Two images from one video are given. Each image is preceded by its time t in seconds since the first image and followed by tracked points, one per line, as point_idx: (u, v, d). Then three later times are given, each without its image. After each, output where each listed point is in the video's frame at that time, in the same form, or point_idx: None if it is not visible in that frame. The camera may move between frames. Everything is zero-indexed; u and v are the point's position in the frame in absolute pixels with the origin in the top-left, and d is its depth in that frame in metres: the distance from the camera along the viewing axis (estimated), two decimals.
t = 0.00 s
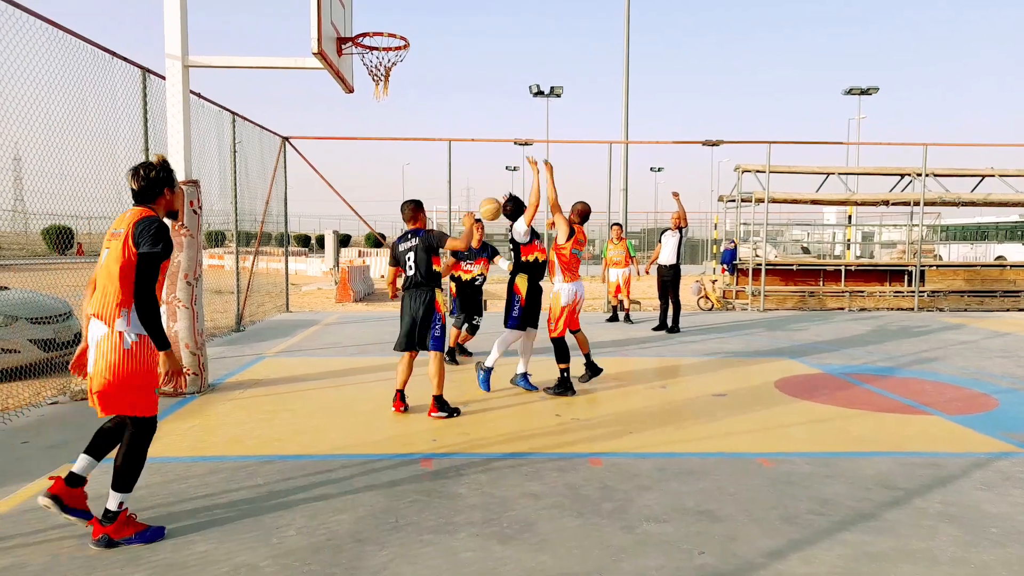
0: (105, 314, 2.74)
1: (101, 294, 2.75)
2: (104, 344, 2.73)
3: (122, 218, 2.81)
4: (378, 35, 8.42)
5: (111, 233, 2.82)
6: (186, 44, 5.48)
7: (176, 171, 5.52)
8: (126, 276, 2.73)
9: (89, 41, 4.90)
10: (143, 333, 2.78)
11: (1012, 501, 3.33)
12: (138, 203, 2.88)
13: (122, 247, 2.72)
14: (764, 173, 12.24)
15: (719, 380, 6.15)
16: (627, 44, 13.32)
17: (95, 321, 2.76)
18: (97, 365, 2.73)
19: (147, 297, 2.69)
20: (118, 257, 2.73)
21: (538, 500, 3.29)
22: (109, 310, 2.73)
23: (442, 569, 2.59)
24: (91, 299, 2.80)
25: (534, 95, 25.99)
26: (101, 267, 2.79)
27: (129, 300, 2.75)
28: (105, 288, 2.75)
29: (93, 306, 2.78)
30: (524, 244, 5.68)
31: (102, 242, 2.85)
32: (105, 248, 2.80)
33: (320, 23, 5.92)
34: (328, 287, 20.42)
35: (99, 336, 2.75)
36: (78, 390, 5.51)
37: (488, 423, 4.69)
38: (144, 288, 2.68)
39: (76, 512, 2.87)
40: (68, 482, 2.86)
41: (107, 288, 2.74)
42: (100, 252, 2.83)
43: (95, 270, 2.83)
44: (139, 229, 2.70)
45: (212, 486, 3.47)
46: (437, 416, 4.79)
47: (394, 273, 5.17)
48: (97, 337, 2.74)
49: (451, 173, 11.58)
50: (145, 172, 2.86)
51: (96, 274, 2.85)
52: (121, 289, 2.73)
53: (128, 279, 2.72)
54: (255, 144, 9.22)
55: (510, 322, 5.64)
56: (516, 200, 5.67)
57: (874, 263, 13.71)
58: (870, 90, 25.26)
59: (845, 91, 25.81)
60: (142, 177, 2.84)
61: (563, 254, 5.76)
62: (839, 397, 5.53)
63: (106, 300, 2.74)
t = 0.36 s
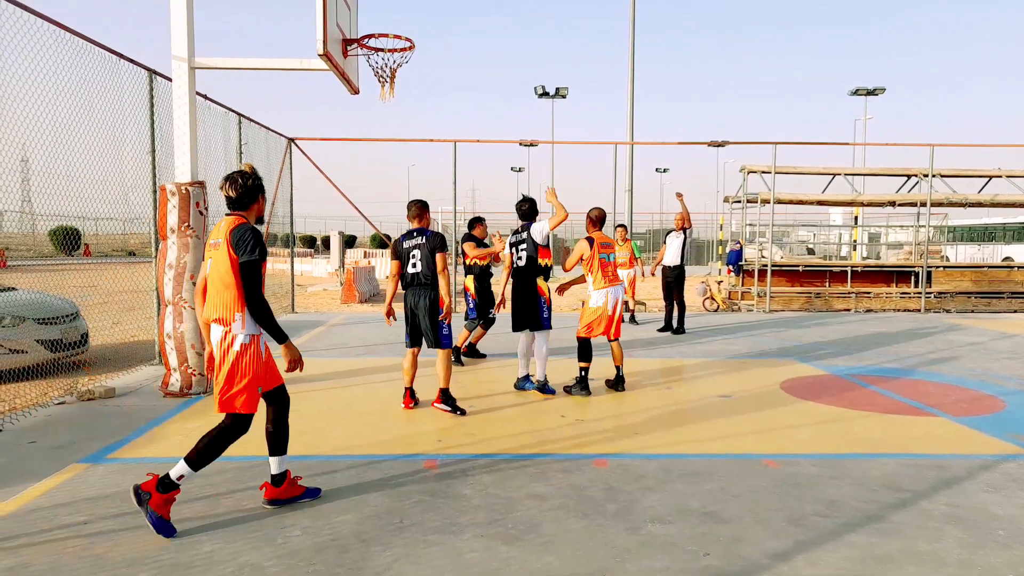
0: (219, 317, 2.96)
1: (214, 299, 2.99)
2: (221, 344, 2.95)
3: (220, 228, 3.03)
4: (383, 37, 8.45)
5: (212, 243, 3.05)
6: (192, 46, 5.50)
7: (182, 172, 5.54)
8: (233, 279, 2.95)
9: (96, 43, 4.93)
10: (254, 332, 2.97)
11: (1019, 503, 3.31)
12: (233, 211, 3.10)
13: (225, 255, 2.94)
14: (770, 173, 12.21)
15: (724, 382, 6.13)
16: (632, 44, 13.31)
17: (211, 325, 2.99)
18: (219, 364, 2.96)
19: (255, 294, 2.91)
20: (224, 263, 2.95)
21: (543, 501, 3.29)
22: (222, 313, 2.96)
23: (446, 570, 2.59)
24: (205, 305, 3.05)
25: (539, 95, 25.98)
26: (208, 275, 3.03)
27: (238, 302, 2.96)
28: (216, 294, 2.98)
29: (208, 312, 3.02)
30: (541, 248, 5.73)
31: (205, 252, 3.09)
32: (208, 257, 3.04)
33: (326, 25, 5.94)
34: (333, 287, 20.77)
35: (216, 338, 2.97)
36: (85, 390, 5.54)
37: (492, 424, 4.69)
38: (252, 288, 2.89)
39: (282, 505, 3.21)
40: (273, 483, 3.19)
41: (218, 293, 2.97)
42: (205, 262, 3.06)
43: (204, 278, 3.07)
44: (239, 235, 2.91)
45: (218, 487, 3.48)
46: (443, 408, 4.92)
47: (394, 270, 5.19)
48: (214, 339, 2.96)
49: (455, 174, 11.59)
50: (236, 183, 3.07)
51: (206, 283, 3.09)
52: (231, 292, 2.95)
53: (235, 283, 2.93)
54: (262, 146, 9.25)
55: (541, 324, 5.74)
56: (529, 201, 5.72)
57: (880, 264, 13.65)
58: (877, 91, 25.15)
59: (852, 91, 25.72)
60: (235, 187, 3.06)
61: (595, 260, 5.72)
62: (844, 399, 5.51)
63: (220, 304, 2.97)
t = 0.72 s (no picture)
0: (311, 309, 3.18)
1: (302, 291, 3.19)
2: (313, 334, 3.18)
3: (305, 223, 3.23)
4: (383, 40, 8.48)
5: (295, 237, 3.24)
6: (193, 49, 5.53)
7: (182, 174, 5.56)
8: (318, 271, 3.14)
9: (97, 46, 4.96)
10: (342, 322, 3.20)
11: (1016, 504, 3.31)
12: (315, 207, 3.30)
13: (311, 249, 3.14)
14: (770, 175, 12.23)
15: (723, 383, 6.14)
16: (632, 46, 13.32)
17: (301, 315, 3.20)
18: (312, 353, 3.18)
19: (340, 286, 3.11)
20: (311, 257, 3.15)
21: (540, 502, 3.30)
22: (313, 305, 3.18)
23: (443, 570, 2.60)
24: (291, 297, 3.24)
25: (540, 97, 26.00)
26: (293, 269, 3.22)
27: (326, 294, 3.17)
28: (304, 285, 3.18)
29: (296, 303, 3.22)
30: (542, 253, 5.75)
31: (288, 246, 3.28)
32: (292, 251, 3.22)
33: (325, 27, 5.96)
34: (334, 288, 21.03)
35: (307, 329, 3.18)
36: (85, 392, 5.56)
37: (492, 426, 4.70)
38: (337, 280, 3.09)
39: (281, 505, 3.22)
40: (272, 482, 3.22)
41: (306, 286, 3.17)
42: (288, 256, 3.25)
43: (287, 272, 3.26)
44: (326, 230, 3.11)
45: (217, 488, 3.50)
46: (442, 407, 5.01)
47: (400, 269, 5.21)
48: (305, 329, 3.18)
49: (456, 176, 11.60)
50: (321, 182, 3.29)
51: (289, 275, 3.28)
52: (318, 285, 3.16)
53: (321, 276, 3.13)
54: (263, 148, 9.28)
55: (546, 328, 5.76)
56: (530, 206, 5.76)
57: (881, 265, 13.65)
58: (878, 91, 25.15)
59: (853, 93, 25.76)
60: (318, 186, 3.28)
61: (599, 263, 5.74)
62: (843, 400, 5.52)
63: (310, 296, 3.18)
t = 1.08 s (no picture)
0: (368, 305, 3.50)
1: (363, 288, 3.52)
2: (371, 327, 3.49)
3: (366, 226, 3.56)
4: (361, 40, 8.47)
5: (359, 238, 3.58)
6: (168, 49, 5.50)
7: (157, 173, 5.52)
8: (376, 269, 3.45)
9: (70, 45, 4.92)
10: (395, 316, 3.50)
11: (972, 496, 3.43)
12: (375, 210, 3.62)
13: (372, 250, 3.46)
14: (745, 176, 12.42)
15: (696, 381, 6.24)
16: (609, 47, 13.42)
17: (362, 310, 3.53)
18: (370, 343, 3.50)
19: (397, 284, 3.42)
20: (370, 257, 3.47)
21: (512, 498, 3.35)
22: (371, 301, 3.50)
23: (414, 565, 2.64)
24: (354, 293, 3.58)
25: (519, 97, 26.04)
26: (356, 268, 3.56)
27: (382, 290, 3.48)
28: (364, 282, 3.51)
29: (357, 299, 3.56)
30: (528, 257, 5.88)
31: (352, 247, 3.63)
32: (357, 250, 3.57)
33: (302, 27, 5.95)
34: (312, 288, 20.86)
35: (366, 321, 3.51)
36: (57, 392, 5.51)
37: (467, 424, 4.75)
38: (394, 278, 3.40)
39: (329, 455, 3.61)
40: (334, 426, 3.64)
41: (366, 283, 3.50)
42: (352, 255, 3.60)
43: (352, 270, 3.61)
44: (386, 232, 3.44)
45: (189, 487, 3.50)
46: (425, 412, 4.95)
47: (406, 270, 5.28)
48: (365, 323, 3.52)
49: (435, 176, 11.61)
50: (380, 186, 3.59)
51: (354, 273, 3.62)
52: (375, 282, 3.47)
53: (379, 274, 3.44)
54: (239, 147, 9.22)
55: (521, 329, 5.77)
56: (519, 208, 5.86)
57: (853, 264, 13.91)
58: (852, 94, 25.59)
59: (828, 95, 26.18)
60: (378, 190, 3.58)
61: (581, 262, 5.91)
62: (812, 397, 5.65)
63: (369, 293, 3.50)
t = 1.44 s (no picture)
0: (385, 305, 3.65)
1: (381, 289, 3.69)
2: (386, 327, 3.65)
3: (386, 230, 3.74)
4: (307, 37, 8.33)
5: (379, 242, 3.76)
6: (105, 42, 5.29)
7: (93, 171, 5.31)
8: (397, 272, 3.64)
9: None
10: (412, 317, 3.67)
11: (903, 485, 3.61)
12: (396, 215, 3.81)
13: (392, 253, 3.65)
14: (692, 178, 12.72)
15: (645, 379, 6.37)
16: (561, 48, 13.54)
17: (379, 309, 3.70)
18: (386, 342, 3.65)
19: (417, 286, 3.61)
20: (391, 260, 3.66)
21: (463, 497, 3.37)
22: (387, 301, 3.66)
23: (364, 568, 2.63)
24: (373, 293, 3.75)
25: (471, 96, 26.00)
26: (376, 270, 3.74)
27: (400, 292, 3.65)
28: (382, 283, 3.68)
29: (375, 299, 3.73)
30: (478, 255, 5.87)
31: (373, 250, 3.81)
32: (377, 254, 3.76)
33: (247, 23, 5.82)
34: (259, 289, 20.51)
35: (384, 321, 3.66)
36: None
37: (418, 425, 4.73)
38: (414, 279, 3.60)
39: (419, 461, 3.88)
40: (415, 441, 3.88)
41: (385, 284, 3.67)
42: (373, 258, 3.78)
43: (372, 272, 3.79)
44: (404, 236, 3.62)
45: (128, 494, 3.38)
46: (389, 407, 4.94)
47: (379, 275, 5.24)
48: (380, 323, 3.67)
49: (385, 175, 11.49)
50: (400, 193, 3.77)
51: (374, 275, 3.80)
52: (394, 284, 3.65)
53: (400, 276, 3.63)
54: (180, 144, 8.94)
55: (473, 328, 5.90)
56: (464, 206, 5.87)
57: (796, 264, 14.40)
58: (794, 98, 26.46)
59: (772, 99, 27.03)
60: (401, 196, 3.77)
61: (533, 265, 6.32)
62: (756, 393, 5.84)
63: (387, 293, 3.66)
